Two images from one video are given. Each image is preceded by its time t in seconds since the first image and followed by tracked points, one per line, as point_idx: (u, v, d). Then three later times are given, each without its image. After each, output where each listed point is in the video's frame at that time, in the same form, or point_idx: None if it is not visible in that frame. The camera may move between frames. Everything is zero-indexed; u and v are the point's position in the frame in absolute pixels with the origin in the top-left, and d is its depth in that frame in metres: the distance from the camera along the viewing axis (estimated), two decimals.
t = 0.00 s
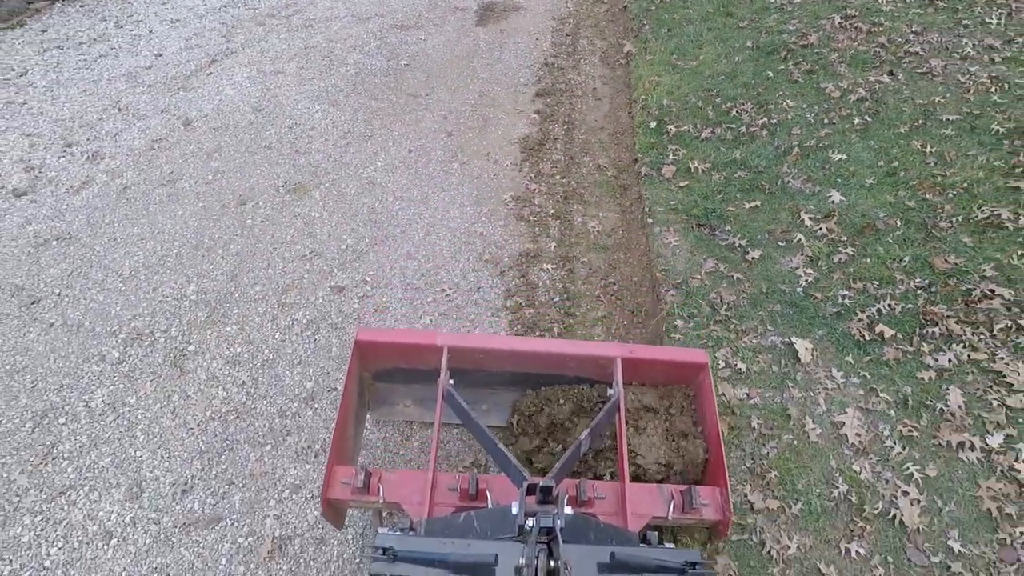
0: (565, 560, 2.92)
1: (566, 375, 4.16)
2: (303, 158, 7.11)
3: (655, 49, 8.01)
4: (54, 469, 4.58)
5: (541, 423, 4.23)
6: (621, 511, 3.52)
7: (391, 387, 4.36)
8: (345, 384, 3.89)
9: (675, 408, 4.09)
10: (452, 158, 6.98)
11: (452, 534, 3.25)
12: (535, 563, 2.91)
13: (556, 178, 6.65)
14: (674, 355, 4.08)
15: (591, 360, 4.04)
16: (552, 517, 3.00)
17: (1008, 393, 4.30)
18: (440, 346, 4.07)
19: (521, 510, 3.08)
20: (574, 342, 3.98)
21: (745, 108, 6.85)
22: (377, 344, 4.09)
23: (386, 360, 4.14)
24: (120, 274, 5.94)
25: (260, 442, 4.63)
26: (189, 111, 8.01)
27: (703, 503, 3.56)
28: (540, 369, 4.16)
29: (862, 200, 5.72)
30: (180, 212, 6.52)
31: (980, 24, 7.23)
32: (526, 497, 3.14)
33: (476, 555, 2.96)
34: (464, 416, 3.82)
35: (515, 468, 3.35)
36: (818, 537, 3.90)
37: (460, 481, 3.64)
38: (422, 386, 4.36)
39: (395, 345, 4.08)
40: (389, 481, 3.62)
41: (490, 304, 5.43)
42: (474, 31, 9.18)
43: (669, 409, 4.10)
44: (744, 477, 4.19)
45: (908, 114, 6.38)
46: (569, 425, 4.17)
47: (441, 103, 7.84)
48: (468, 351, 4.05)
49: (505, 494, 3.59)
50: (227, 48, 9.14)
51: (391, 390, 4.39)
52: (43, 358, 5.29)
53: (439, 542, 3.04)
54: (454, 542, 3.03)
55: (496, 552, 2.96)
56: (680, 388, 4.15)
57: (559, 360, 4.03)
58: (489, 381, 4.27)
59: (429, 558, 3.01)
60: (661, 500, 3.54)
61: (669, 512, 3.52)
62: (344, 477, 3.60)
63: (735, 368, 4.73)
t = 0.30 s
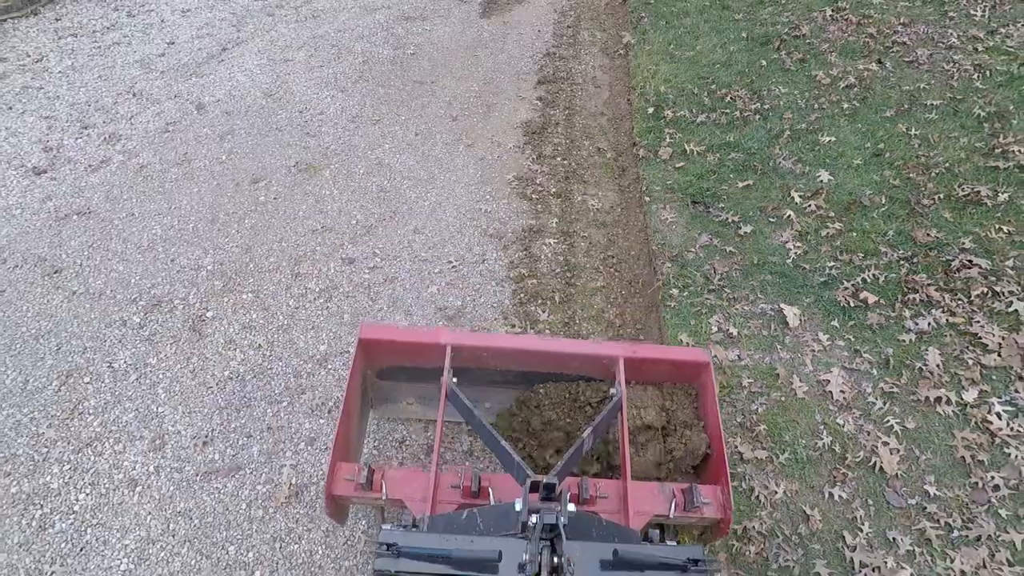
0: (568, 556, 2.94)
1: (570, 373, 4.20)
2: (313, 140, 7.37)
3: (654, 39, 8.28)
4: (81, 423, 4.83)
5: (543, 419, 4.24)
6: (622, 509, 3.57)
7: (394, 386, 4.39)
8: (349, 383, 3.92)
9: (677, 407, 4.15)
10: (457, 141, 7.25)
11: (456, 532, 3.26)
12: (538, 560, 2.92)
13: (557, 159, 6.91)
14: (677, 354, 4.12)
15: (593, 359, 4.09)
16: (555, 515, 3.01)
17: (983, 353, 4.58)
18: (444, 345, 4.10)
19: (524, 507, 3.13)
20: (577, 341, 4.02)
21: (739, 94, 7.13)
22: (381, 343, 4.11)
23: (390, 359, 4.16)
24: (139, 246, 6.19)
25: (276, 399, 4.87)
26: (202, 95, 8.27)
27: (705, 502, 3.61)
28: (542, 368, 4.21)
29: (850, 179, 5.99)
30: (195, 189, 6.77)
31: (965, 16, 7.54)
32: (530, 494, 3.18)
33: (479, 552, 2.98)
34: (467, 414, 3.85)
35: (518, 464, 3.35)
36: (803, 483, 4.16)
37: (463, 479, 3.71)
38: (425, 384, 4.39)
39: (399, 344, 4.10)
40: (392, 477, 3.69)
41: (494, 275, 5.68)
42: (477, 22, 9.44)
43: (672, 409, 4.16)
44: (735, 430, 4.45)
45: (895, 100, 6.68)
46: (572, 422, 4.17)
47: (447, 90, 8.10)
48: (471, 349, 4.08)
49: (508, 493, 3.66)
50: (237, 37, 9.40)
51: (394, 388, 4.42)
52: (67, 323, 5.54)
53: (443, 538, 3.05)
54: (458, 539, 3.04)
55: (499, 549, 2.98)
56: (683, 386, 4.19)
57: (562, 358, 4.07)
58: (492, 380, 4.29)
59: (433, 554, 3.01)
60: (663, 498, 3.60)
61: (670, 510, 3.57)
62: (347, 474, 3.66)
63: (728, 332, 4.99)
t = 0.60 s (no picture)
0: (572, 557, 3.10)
1: (573, 374, 4.29)
2: (322, 126, 7.61)
3: (651, 31, 8.53)
4: (103, 386, 5.05)
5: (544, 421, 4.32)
6: (625, 511, 3.64)
7: (398, 386, 4.47)
8: (352, 383, 4.00)
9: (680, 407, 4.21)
10: (461, 127, 7.49)
11: (458, 531, 3.37)
12: (542, 560, 3.07)
13: (558, 145, 7.16)
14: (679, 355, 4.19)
15: (595, 360, 4.17)
16: (560, 516, 3.14)
17: (962, 322, 4.83)
18: (448, 345, 4.18)
19: (528, 508, 3.24)
20: (579, 342, 4.11)
21: (733, 83, 7.38)
22: (385, 343, 4.20)
23: (393, 358, 4.25)
24: (155, 224, 6.41)
25: (290, 364, 5.09)
26: (212, 83, 8.51)
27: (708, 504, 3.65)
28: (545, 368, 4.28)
29: (839, 162, 6.25)
30: (208, 171, 7.00)
31: (951, 10, 7.81)
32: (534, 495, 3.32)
33: (483, 552, 3.12)
34: (470, 415, 3.93)
35: (521, 465, 3.47)
36: (791, 440, 4.40)
37: (466, 480, 3.78)
38: (429, 384, 4.47)
39: (403, 344, 4.19)
40: (395, 478, 3.76)
41: (498, 252, 5.92)
42: (480, 15, 9.68)
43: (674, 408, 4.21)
44: (726, 393, 4.68)
45: (883, 89, 6.95)
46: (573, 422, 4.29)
47: (450, 79, 8.35)
48: (474, 350, 4.17)
49: (510, 494, 3.73)
50: (245, 28, 9.64)
51: (397, 388, 4.51)
52: (87, 295, 5.77)
53: (448, 539, 3.19)
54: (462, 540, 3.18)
55: (504, 550, 3.11)
56: (685, 387, 4.25)
57: (564, 360, 4.16)
58: (496, 381, 4.39)
59: (437, 553, 3.16)
60: (666, 500, 3.65)
61: (673, 512, 3.62)
62: (350, 474, 3.73)
63: (721, 304, 5.24)
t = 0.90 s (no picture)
0: (569, 559, 3.16)
1: (572, 376, 4.35)
2: (327, 112, 7.81)
3: (649, 25, 8.76)
4: (119, 354, 5.24)
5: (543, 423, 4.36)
6: (623, 513, 3.71)
7: (398, 389, 4.53)
8: (354, 384, 4.05)
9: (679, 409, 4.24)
10: (464, 114, 7.71)
11: (457, 533, 3.45)
12: (539, 562, 3.14)
13: (558, 132, 7.38)
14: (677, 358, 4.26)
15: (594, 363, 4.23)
16: (557, 518, 3.20)
17: (943, 296, 5.06)
18: (448, 348, 4.24)
19: (527, 509, 3.29)
20: (578, 345, 4.18)
21: (728, 73, 7.61)
22: (386, 346, 4.26)
23: (394, 360, 4.31)
24: (166, 204, 6.61)
25: (300, 335, 5.28)
26: (220, 72, 8.71)
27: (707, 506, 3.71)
28: (545, 371, 4.35)
29: (829, 149, 6.48)
30: (217, 155, 7.20)
31: (939, 5, 8.06)
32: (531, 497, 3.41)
33: (482, 554, 3.18)
34: (470, 417, 4.01)
35: (519, 467, 3.57)
36: (780, 405, 4.61)
37: (465, 482, 3.86)
38: (429, 387, 4.53)
39: (404, 345, 4.26)
40: (394, 480, 3.79)
41: (500, 232, 6.13)
42: (481, 9, 9.90)
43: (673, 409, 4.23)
44: (719, 362, 4.90)
45: (872, 79, 7.18)
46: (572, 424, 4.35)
47: (453, 69, 8.57)
48: (475, 352, 4.23)
49: (509, 496, 3.81)
50: (251, 19, 9.83)
51: (398, 390, 4.56)
52: (102, 270, 5.96)
53: (446, 542, 3.25)
54: (460, 542, 3.24)
55: (502, 552, 3.16)
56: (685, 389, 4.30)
57: (563, 362, 4.23)
58: (495, 384, 4.45)
59: (435, 555, 3.24)
60: (665, 502, 3.71)
61: (672, 514, 3.69)
62: (349, 476, 3.75)
63: (714, 280, 5.45)
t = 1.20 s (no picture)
0: (573, 560, 3.16)
1: (574, 379, 4.33)
2: (335, 100, 8.00)
3: (648, 19, 8.97)
4: (136, 325, 5.40)
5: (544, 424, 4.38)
6: (626, 515, 3.71)
7: (400, 392, 4.52)
8: (356, 389, 4.03)
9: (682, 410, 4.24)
10: (468, 103, 7.91)
11: (461, 535, 3.49)
12: (543, 564, 3.15)
13: (560, 120, 7.59)
14: (680, 361, 4.23)
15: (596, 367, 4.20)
16: (560, 519, 3.19)
17: (929, 275, 5.29)
18: (450, 351, 4.21)
19: (530, 511, 3.29)
20: (580, 348, 4.15)
21: (725, 65, 7.83)
22: (388, 349, 4.23)
23: (396, 364, 4.28)
24: (179, 184, 6.78)
25: (311, 308, 5.47)
26: (229, 60, 8.88)
27: (709, 508, 3.71)
28: (547, 374, 4.32)
29: (821, 137, 6.71)
30: (228, 138, 7.38)
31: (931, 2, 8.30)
32: (535, 499, 3.35)
33: (486, 555, 3.17)
34: (474, 420, 4.00)
35: (523, 469, 3.60)
36: (772, 374, 4.83)
37: (468, 484, 3.84)
38: (430, 390, 4.51)
39: (405, 348, 4.22)
40: (398, 483, 3.79)
41: (504, 213, 6.33)
42: (485, 2, 10.09)
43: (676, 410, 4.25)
44: (714, 335, 5.12)
45: (864, 72, 7.42)
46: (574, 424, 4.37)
47: (457, 59, 8.77)
48: (477, 356, 4.21)
49: (512, 498, 3.81)
50: (258, 10, 10.01)
51: (400, 393, 4.54)
52: (117, 246, 6.12)
53: (450, 543, 3.25)
54: (464, 543, 3.24)
55: (505, 553, 3.16)
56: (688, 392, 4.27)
57: (565, 365, 4.21)
58: (497, 386, 4.44)
59: (439, 557, 3.22)
60: (667, 505, 3.71)
61: (674, 517, 3.68)
62: (354, 479, 3.76)
63: (710, 259, 5.67)
